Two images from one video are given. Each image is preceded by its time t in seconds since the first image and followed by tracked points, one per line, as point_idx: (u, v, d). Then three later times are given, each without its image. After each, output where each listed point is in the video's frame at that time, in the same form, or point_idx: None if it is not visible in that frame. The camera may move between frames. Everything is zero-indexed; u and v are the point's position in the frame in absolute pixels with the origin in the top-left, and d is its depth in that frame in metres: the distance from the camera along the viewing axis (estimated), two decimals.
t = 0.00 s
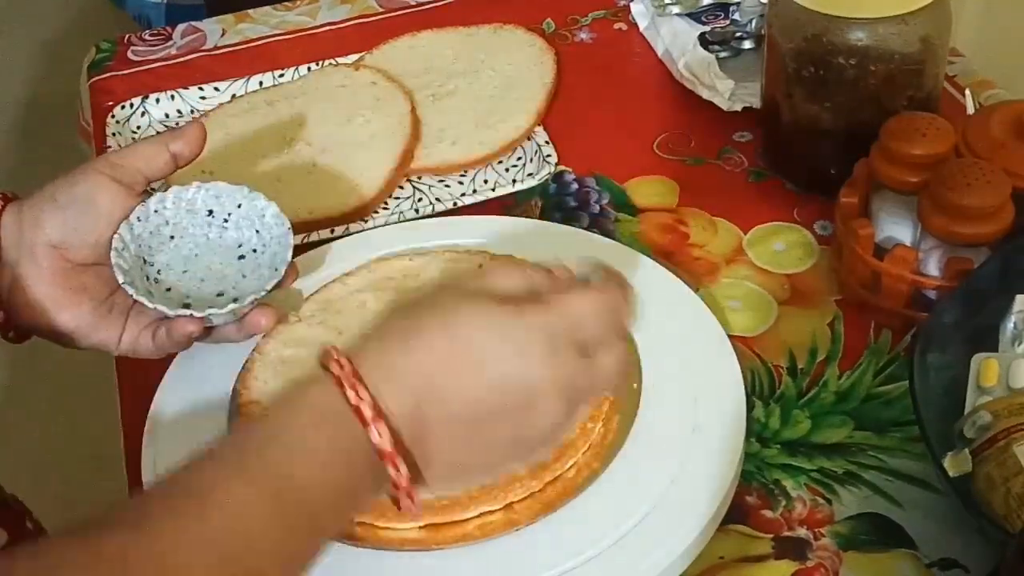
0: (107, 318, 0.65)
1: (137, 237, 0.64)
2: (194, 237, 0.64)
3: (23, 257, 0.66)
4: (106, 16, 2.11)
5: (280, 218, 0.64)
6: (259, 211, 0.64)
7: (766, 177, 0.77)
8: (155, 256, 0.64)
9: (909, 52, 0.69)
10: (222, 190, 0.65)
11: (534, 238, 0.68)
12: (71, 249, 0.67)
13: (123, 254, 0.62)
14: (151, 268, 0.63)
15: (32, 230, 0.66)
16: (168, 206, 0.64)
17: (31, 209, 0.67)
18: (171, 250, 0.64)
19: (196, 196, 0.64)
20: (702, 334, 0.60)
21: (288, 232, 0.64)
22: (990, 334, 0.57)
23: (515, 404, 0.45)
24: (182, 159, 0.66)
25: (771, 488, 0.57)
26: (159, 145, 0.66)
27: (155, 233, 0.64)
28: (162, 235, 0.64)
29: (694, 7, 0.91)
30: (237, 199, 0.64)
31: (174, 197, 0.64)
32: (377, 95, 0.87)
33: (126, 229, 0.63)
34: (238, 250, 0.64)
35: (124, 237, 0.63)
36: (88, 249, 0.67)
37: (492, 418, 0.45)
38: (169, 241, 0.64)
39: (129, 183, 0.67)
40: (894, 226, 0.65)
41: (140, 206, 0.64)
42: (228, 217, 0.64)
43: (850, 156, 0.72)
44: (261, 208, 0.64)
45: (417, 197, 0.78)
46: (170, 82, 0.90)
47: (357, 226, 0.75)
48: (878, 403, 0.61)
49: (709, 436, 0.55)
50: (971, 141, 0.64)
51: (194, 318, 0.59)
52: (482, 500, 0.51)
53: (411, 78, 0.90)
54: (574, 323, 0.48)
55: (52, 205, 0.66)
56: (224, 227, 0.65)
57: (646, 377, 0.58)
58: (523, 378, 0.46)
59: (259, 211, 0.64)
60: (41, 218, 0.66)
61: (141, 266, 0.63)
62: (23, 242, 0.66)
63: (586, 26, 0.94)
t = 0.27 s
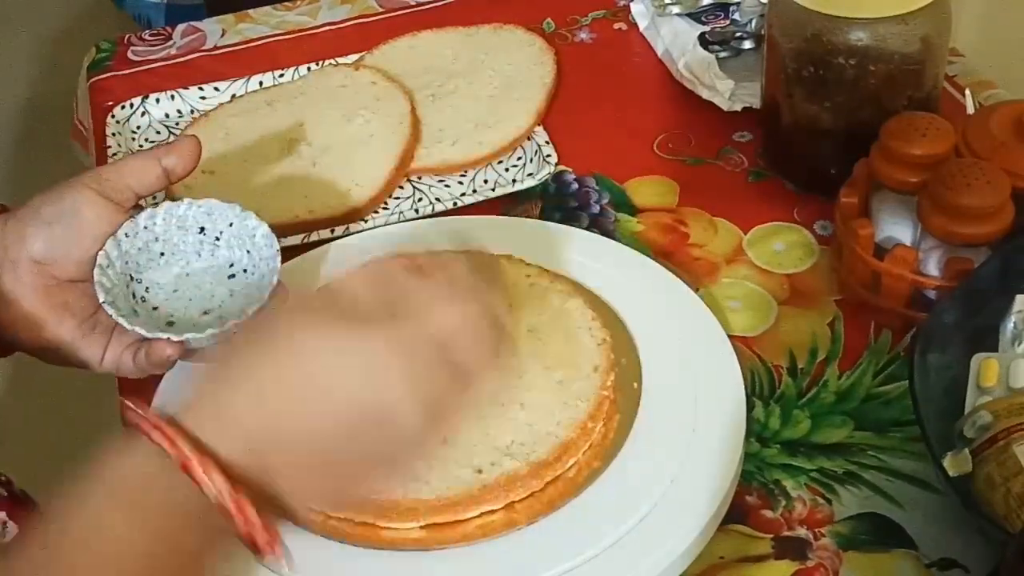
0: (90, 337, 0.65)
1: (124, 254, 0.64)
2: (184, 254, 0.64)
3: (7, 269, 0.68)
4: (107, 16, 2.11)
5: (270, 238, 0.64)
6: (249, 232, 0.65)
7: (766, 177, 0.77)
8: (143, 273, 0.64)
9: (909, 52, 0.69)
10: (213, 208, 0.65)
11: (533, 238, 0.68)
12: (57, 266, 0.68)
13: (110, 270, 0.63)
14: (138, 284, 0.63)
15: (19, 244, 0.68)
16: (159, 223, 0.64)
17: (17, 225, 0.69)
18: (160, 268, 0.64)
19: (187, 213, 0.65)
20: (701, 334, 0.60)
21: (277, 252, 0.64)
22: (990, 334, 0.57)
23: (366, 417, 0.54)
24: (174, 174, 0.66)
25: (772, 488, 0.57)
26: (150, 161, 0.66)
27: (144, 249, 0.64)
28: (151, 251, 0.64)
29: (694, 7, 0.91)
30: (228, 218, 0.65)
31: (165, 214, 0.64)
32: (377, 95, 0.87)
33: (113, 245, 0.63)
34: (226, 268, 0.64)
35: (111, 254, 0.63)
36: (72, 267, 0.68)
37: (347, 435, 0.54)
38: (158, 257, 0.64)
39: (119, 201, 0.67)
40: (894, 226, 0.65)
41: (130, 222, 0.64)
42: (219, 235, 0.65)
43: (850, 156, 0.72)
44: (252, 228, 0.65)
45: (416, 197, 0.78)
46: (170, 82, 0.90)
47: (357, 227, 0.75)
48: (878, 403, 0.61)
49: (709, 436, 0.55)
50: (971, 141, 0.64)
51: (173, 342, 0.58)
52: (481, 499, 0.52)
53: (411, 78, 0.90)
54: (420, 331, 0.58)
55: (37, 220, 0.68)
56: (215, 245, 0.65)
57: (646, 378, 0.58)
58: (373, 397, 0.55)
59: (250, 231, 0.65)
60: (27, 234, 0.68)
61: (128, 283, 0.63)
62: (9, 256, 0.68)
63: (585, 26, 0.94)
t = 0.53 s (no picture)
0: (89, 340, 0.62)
1: (125, 253, 0.61)
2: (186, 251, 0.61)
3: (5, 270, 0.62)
4: (108, 17, 2.11)
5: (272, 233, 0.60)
6: (249, 223, 0.60)
7: (766, 177, 0.77)
8: (144, 271, 0.60)
9: (909, 52, 0.69)
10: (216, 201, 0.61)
11: (534, 238, 0.68)
12: (57, 265, 0.63)
13: (109, 268, 0.60)
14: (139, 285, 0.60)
15: (12, 242, 0.62)
16: (160, 219, 0.61)
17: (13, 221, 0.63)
18: (161, 265, 0.60)
19: (187, 209, 0.61)
20: (702, 334, 0.60)
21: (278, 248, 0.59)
22: (990, 335, 0.57)
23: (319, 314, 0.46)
24: (174, 170, 0.63)
25: (771, 488, 0.57)
26: (150, 157, 0.63)
27: (144, 248, 0.61)
28: (152, 249, 0.61)
29: (694, 7, 0.91)
30: (228, 212, 0.61)
31: (166, 209, 0.61)
32: (377, 95, 0.87)
33: (114, 243, 0.61)
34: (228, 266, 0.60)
35: (111, 252, 0.60)
36: (74, 266, 0.63)
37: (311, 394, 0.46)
38: (159, 254, 0.60)
39: (118, 197, 0.63)
40: (894, 226, 0.65)
41: (132, 219, 0.62)
42: (220, 231, 0.61)
43: (850, 157, 0.72)
44: (251, 221, 0.60)
45: (417, 197, 0.78)
46: (170, 82, 0.90)
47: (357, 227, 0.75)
48: (878, 403, 0.61)
49: (709, 436, 0.55)
50: (971, 141, 0.64)
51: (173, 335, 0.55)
52: (480, 499, 0.52)
53: (411, 79, 0.90)
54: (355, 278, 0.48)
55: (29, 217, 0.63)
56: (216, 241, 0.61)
57: (646, 378, 0.58)
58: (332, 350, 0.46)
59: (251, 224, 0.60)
60: (22, 231, 0.62)
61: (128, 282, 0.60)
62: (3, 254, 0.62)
63: (585, 26, 0.94)
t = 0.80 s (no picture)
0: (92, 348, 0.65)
1: (124, 261, 0.62)
2: (184, 261, 0.63)
3: (10, 278, 0.66)
4: (108, 17, 2.11)
5: (269, 246, 0.62)
6: (248, 237, 0.63)
7: (766, 177, 0.77)
8: (144, 280, 0.62)
9: (909, 52, 0.69)
10: (211, 213, 0.63)
11: (534, 238, 0.68)
12: (59, 274, 0.66)
13: (110, 279, 0.61)
14: (137, 293, 0.62)
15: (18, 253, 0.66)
16: (157, 229, 0.62)
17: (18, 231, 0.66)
18: (160, 274, 0.62)
19: (186, 219, 0.63)
20: (702, 334, 0.60)
21: (278, 260, 0.62)
22: (990, 335, 0.57)
23: (387, 503, 0.46)
24: (173, 182, 0.64)
25: (771, 488, 0.57)
26: (148, 168, 0.64)
27: (142, 257, 0.62)
28: (151, 259, 0.62)
29: (694, 7, 0.91)
30: (226, 224, 0.63)
31: (164, 221, 0.62)
32: (377, 95, 0.87)
33: (114, 252, 0.62)
34: (227, 275, 0.63)
35: (111, 262, 0.61)
36: (76, 275, 0.67)
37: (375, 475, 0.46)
38: (158, 264, 0.62)
39: (121, 209, 0.66)
40: (894, 226, 0.65)
41: (129, 229, 0.62)
42: (219, 242, 0.63)
43: (850, 157, 0.72)
44: (251, 234, 0.63)
45: (417, 197, 0.78)
46: (170, 82, 0.90)
47: (358, 227, 0.75)
48: (878, 403, 0.61)
49: (709, 436, 0.55)
50: (971, 141, 0.64)
51: (179, 349, 0.58)
52: (481, 501, 0.51)
53: (411, 78, 0.90)
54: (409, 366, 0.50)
55: (36, 228, 0.66)
56: (213, 252, 0.63)
57: (646, 379, 0.58)
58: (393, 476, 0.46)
59: (249, 236, 0.63)
60: (27, 243, 0.66)
61: (127, 291, 0.61)
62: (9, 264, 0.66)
63: (585, 26, 0.94)
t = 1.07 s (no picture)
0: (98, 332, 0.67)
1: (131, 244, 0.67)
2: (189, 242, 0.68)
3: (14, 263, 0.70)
4: (107, 18, 2.11)
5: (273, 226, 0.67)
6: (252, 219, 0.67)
7: (766, 177, 0.77)
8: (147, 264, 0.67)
9: (909, 52, 0.69)
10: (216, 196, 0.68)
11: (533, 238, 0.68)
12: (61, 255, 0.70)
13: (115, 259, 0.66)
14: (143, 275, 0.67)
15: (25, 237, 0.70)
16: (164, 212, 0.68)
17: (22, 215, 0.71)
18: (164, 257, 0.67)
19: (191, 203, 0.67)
20: (701, 334, 0.60)
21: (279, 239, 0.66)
22: (990, 335, 0.57)
23: (226, 281, 0.47)
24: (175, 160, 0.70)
25: (772, 488, 0.57)
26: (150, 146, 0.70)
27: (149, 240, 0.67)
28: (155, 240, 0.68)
29: (694, 8, 0.91)
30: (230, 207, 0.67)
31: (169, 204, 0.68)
32: (377, 95, 0.87)
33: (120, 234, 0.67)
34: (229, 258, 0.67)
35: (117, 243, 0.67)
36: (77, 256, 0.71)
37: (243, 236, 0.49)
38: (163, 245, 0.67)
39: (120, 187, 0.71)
40: (894, 226, 0.65)
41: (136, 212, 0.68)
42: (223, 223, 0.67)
43: (850, 157, 0.72)
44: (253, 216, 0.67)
45: (416, 197, 0.78)
46: (170, 82, 0.90)
47: (357, 226, 0.75)
48: (878, 403, 0.61)
49: (710, 436, 0.55)
50: (971, 141, 0.64)
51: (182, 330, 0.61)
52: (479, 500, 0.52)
53: (411, 78, 0.90)
54: (289, 236, 0.52)
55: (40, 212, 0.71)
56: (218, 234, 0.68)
57: (646, 380, 0.58)
58: (210, 266, 0.47)
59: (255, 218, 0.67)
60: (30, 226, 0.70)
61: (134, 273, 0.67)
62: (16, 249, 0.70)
63: (585, 27, 0.94)
